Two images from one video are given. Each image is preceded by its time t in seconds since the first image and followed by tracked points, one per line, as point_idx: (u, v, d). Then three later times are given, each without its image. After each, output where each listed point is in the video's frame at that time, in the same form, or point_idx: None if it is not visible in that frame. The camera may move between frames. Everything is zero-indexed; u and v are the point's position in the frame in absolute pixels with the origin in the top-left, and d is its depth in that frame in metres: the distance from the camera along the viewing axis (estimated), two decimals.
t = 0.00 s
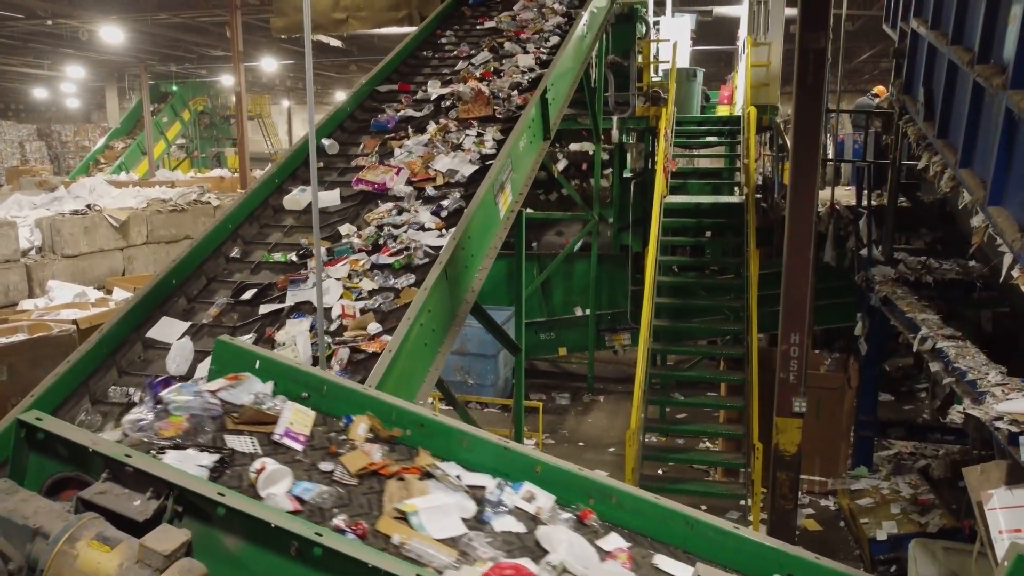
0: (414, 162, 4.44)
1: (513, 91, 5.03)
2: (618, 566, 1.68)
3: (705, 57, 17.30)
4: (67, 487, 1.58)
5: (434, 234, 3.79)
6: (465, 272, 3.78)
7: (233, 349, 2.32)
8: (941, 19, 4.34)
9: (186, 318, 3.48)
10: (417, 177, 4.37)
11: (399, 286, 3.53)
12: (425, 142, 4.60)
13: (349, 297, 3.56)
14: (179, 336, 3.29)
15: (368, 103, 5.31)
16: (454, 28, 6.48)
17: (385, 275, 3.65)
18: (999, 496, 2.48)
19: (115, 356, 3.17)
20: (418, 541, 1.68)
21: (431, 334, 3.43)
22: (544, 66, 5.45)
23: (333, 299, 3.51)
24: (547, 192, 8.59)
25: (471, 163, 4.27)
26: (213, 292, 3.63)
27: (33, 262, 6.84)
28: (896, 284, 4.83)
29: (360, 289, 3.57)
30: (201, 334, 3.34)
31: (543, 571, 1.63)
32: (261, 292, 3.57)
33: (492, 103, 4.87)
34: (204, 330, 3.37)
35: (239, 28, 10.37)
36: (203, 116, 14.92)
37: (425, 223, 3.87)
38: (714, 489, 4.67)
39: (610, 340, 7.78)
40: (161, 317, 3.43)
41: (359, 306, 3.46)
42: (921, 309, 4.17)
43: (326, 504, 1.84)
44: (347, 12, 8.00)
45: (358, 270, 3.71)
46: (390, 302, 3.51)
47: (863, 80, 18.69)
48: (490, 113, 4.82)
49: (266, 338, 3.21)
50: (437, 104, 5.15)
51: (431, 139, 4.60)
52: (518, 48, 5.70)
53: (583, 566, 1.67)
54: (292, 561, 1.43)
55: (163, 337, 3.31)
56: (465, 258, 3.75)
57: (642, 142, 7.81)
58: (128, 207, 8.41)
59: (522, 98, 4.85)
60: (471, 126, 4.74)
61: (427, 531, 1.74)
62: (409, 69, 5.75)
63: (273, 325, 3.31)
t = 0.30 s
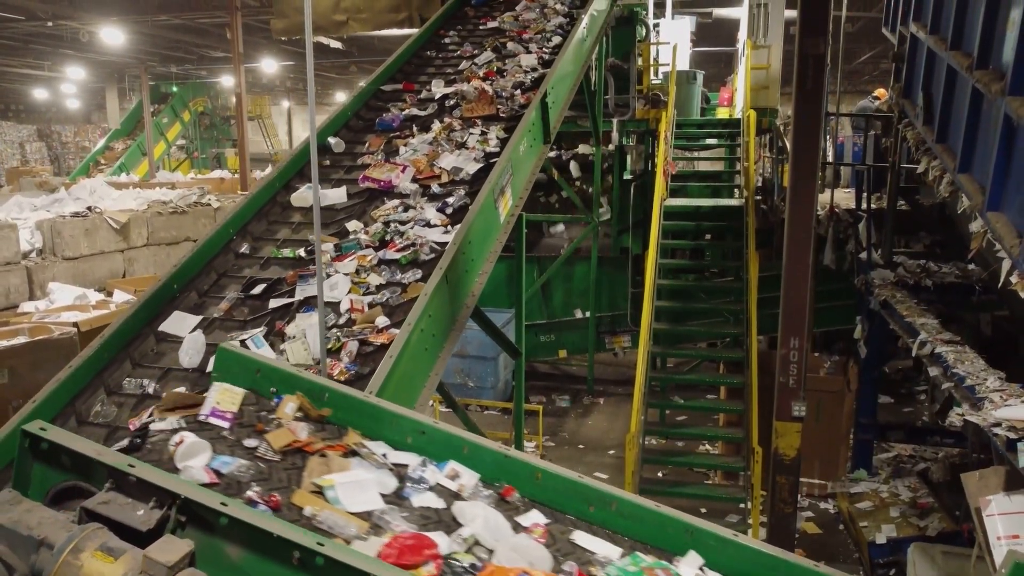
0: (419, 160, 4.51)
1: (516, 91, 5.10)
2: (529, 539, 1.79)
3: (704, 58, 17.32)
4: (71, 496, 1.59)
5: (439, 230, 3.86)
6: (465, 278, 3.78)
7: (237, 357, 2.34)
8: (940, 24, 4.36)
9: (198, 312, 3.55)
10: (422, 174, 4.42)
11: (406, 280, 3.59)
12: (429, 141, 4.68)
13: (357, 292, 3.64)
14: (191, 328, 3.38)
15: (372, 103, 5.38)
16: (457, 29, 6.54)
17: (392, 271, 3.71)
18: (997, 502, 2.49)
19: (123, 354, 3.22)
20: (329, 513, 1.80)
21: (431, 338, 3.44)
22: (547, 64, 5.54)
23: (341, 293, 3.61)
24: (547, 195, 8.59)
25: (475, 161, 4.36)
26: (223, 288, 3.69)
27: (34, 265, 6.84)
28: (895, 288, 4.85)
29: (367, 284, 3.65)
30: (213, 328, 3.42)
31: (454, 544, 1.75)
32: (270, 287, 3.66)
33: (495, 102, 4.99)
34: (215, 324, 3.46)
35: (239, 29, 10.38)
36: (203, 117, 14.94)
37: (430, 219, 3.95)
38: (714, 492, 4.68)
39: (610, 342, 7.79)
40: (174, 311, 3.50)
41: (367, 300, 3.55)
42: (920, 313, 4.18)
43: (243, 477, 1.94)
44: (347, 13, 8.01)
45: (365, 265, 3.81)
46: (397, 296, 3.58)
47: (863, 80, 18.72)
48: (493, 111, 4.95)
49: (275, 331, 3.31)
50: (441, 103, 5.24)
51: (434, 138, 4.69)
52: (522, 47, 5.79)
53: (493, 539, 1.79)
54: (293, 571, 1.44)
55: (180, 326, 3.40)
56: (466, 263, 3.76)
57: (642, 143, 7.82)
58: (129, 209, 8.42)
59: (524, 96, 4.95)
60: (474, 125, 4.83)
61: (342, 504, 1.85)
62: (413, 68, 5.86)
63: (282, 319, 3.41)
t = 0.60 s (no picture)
0: (424, 158, 4.60)
1: (519, 90, 5.17)
2: (445, 514, 1.90)
3: (704, 59, 17.32)
4: (74, 506, 1.59)
5: (444, 226, 3.95)
6: (465, 282, 3.79)
7: (238, 364, 2.33)
8: (939, 29, 4.37)
9: (208, 306, 3.71)
10: (427, 172, 4.52)
11: (413, 276, 3.70)
12: (434, 139, 4.78)
13: (364, 286, 3.73)
14: (202, 323, 3.53)
15: (376, 102, 5.50)
16: (461, 28, 6.68)
17: (398, 266, 3.82)
18: (995, 508, 2.50)
19: (137, 347, 3.36)
20: (245, 486, 1.87)
21: (432, 343, 3.45)
22: (549, 64, 5.61)
23: (348, 287, 3.70)
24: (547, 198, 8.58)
25: (480, 159, 4.42)
26: (232, 283, 3.85)
27: (34, 267, 6.84)
28: (895, 291, 4.86)
29: (375, 279, 3.75)
30: (223, 322, 3.56)
31: (368, 518, 1.85)
32: (280, 282, 3.80)
33: (499, 101, 5.06)
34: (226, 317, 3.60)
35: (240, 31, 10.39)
36: (203, 117, 14.95)
37: (436, 216, 4.04)
38: (713, 496, 4.68)
39: (610, 344, 7.78)
40: (184, 305, 3.65)
41: (374, 294, 3.64)
42: (919, 317, 4.19)
43: (167, 452, 2.04)
44: (347, 15, 8.01)
45: (372, 261, 3.87)
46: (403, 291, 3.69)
47: (863, 81, 18.72)
48: (497, 110, 5.03)
49: (286, 325, 3.46)
50: (445, 102, 5.33)
51: (439, 136, 4.79)
52: (523, 47, 5.85)
53: (407, 513, 1.89)
54: None
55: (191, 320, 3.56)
56: (466, 267, 3.77)
57: (642, 146, 7.89)
58: (129, 211, 8.43)
59: (528, 96, 5.03)
60: (478, 124, 4.92)
61: (260, 480, 1.93)
62: (416, 68, 5.93)
63: (291, 313, 3.55)
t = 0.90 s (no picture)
0: (428, 156, 4.65)
1: (521, 90, 5.24)
2: (364, 491, 1.96)
3: (704, 61, 17.36)
4: (75, 517, 1.60)
5: (449, 223, 4.00)
6: (465, 287, 3.80)
7: (240, 372, 2.33)
8: (938, 34, 4.39)
9: (217, 302, 3.79)
10: (432, 170, 4.58)
11: (419, 271, 3.75)
12: (438, 138, 4.85)
13: (371, 282, 3.77)
14: (212, 317, 3.64)
15: (381, 102, 5.55)
16: (463, 29, 6.73)
17: (405, 262, 3.85)
18: (993, 514, 2.51)
19: (150, 341, 3.51)
20: (164, 461, 1.93)
21: (432, 349, 3.45)
22: (551, 65, 5.69)
23: (355, 283, 3.76)
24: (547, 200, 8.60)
25: (484, 158, 4.47)
26: (242, 278, 3.93)
27: (34, 269, 6.85)
28: (894, 296, 4.88)
29: (381, 274, 3.80)
30: (233, 317, 3.67)
31: (287, 494, 1.91)
32: (288, 277, 3.87)
33: (502, 100, 5.13)
34: (235, 312, 3.70)
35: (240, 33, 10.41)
36: (203, 119, 14.99)
37: (441, 213, 4.09)
38: (713, 499, 4.69)
39: (610, 347, 7.72)
40: (195, 300, 3.76)
41: (381, 290, 3.70)
42: (918, 322, 4.21)
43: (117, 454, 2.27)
44: (348, 17, 8.02)
45: (378, 257, 3.92)
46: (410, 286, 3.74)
47: (863, 82, 18.75)
48: (500, 110, 5.09)
49: (295, 319, 3.52)
50: (448, 102, 5.37)
51: (443, 135, 4.85)
52: (525, 48, 5.91)
53: (325, 489, 1.97)
54: None
55: (203, 314, 3.67)
56: (466, 272, 3.78)
57: (642, 148, 7.97)
58: (130, 213, 8.44)
59: (530, 95, 5.09)
60: (482, 123, 4.96)
61: (182, 452, 2.01)
62: (420, 69, 5.98)
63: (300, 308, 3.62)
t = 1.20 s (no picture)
0: (433, 155, 4.72)
1: (525, 89, 5.33)
2: (287, 467, 2.07)
3: (704, 62, 17.37)
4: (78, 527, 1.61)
5: (454, 221, 4.07)
6: (465, 292, 3.80)
7: (243, 380, 2.37)
8: (937, 39, 4.40)
9: (228, 297, 3.87)
10: (436, 169, 4.62)
11: (425, 267, 3.82)
12: (442, 137, 4.91)
13: (378, 278, 3.83)
14: (223, 312, 3.71)
15: (386, 100, 5.63)
16: (466, 29, 6.81)
17: (411, 258, 3.92)
18: (990, 521, 2.53)
19: (162, 334, 3.58)
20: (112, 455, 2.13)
21: (432, 354, 3.45)
22: (553, 65, 5.78)
23: (362, 278, 3.80)
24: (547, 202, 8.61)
25: (488, 156, 4.55)
26: (251, 274, 4.00)
27: (35, 271, 6.86)
28: (892, 300, 4.89)
29: (388, 270, 3.86)
30: (243, 311, 3.74)
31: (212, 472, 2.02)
32: (297, 273, 3.96)
33: (505, 99, 5.20)
34: (245, 307, 3.78)
35: (240, 34, 10.42)
36: (203, 119, 15.01)
37: (445, 211, 4.16)
38: (713, 503, 4.70)
39: (610, 349, 7.74)
40: (205, 296, 3.83)
41: (388, 285, 3.75)
42: (916, 326, 4.21)
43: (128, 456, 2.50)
44: (347, 19, 8.03)
45: (384, 253, 3.98)
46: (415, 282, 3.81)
47: (864, 83, 18.74)
48: (503, 109, 5.15)
49: (304, 313, 3.61)
50: (452, 101, 5.45)
51: (447, 134, 4.91)
52: (528, 48, 6.00)
53: (249, 465, 2.10)
54: None
55: (211, 308, 3.74)
56: (466, 277, 3.78)
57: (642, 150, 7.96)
58: (130, 215, 8.44)
59: (533, 95, 5.17)
60: (485, 122, 5.02)
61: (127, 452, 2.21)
62: (424, 67, 6.04)
63: (308, 303, 3.70)
